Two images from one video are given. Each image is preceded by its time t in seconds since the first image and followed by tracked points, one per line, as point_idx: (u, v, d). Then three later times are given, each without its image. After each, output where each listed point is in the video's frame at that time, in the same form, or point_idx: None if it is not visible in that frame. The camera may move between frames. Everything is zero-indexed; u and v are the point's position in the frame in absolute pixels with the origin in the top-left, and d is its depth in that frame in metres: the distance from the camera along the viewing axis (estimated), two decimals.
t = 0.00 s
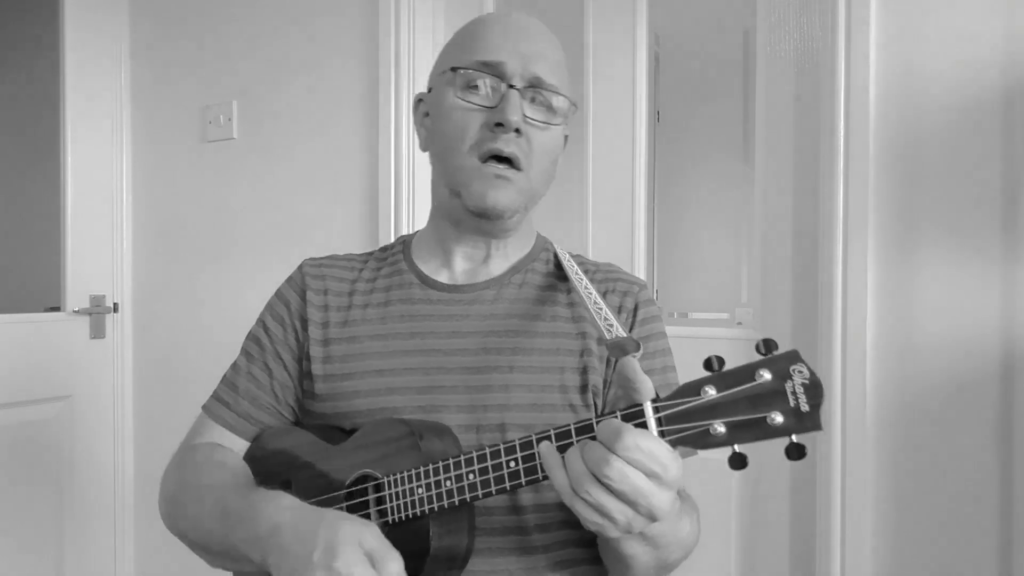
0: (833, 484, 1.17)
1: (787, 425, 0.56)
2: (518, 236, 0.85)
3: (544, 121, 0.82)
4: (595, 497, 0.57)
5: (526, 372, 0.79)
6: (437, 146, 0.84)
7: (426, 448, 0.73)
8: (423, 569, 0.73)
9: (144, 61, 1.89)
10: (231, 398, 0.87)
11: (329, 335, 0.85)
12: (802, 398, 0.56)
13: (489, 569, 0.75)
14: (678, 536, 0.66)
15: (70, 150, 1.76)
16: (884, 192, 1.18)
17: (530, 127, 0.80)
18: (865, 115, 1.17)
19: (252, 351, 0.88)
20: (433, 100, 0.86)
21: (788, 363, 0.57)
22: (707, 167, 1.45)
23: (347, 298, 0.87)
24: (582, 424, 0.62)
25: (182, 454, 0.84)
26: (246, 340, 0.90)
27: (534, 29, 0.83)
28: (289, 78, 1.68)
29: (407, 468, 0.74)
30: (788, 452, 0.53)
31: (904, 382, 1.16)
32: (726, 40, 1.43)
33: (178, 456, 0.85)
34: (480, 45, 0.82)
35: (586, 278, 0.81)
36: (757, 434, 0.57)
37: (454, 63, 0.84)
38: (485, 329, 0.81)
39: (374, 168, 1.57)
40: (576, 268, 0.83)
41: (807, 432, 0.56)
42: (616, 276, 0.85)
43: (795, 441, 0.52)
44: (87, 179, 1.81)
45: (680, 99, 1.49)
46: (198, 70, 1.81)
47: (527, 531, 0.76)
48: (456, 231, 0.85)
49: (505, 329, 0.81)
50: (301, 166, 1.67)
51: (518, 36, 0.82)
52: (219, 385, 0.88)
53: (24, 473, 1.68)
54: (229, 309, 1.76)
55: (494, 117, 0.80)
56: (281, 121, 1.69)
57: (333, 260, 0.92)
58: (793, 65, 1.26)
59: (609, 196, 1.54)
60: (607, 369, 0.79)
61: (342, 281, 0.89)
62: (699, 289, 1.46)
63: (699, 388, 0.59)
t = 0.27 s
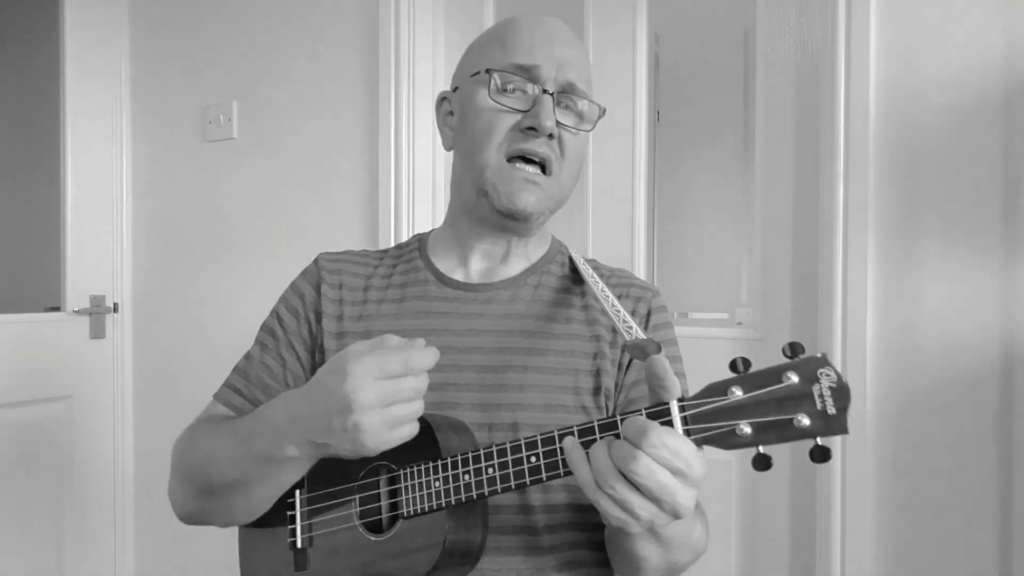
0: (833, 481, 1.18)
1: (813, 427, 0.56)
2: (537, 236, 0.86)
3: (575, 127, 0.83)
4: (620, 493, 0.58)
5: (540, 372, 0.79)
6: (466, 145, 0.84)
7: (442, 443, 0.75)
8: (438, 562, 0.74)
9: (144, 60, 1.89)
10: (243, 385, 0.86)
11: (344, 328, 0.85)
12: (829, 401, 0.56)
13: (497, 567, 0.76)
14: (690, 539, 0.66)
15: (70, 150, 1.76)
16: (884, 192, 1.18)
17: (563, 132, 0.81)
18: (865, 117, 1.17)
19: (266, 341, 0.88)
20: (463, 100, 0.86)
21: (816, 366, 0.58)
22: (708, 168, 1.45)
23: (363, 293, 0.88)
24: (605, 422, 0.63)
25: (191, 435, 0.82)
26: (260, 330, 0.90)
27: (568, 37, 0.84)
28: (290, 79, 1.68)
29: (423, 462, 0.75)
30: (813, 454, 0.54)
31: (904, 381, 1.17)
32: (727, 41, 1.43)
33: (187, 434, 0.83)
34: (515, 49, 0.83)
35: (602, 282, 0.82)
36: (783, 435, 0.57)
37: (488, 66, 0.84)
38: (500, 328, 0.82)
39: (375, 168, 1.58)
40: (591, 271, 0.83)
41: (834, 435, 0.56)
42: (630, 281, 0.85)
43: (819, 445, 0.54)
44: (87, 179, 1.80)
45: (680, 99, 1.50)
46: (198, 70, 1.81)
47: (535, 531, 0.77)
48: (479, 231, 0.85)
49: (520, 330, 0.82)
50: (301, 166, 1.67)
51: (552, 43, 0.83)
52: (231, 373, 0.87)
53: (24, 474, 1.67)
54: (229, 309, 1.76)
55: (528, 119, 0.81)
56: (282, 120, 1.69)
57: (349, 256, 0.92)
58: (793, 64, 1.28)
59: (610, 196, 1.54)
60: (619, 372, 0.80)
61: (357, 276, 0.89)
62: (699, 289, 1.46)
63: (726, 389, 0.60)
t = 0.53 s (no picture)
0: (833, 482, 1.18)
1: (817, 434, 0.57)
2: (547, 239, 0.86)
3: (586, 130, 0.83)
4: (626, 498, 0.58)
5: (546, 374, 0.79)
6: (477, 146, 0.85)
7: (446, 445, 0.74)
8: (440, 565, 0.73)
9: (144, 60, 1.89)
10: (250, 385, 0.86)
11: (351, 328, 0.85)
12: (833, 408, 0.57)
13: (500, 568, 0.76)
14: (692, 542, 0.67)
15: (70, 150, 1.76)
16: (885, 192, 1.19)
17: (573, 135, 0.82)
18: (864, 117, 1.18)
19: (273, 340, 0.88)
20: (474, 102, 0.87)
21: (820, 373, 0.58)
22: (708, 168, 1.46)
23: (371, 293, 0.88)
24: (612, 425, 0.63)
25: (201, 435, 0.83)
26: (268, 329, 0.90)
27: (579, 39, 0.84)
28: (290, 79, 1.68)
29: (428, 463, 0.74)
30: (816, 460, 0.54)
31: (903, 382, 1.17)
32: (727, 41, 1.43)
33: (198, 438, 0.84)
34: (527, 51, 0.84)
35: (608, 286, 0.82)
36: (787, 441, 0.58)
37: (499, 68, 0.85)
38: (507, 330, 0.82)
39: (375, 168, 1.58)
40: (598, 275, 0.83)
41: (837, 441, 0.57)
42: (636, 286, 0.85)
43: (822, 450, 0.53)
44: (87, 179, 1.80)
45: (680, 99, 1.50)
46: (198, 70, 1.81)
47: (539, 532, 0.77)
48: (488, 231, 0.86)
49: (527, 332, 0.82)
50: (302, 166, 1.67)
51: (562, 45, 0.83)
52: (238, 372, 0.87)
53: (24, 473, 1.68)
54: (229, 309, 1.76)
55: (538, 122, 0.81)
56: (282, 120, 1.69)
57: (358, 256, 0.93)
58: (793, 66, 1.26)
59: (610, 196, 1.55)
60: (625, 375, 0.80)
61: (366, 275, 0.90)
62: (699, 289, 1.46)
63: (731, 395, 0.60)
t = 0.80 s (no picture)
0: (833, 481, 1.18)
1: (819, 432, 0.57)
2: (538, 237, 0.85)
3: (562, 130, 0.82)
4: (627, 497, 0.58)
5: (542, 373, 0.79)
6: (452, 153, 0.84)
7: (447, 447, 0.74)
8: (441, 565, 0.74)
9: (144, 61, 1.89)
10: (245, 387, 0.86)
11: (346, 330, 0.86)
12: (835, 407, 0.57)
13: (499, 569, 0.76)
14: (692, 540, 0.67)
15: (70, 150, 1.76)
16: (885, 193, 1.19)
17: (547, 137, 0.80)
18: (865, 117, 1.18)
19: (268, 343, 0.88)
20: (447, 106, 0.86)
21: (821, 372, 0.58)
22: (708, 168, 1.46)
23: (364, 296, 0.88)
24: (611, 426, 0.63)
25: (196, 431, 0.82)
26: (262, 332, 0.89)
27: (549, 33, 0.82)
28: (290, 79, 1.68)
29: (429, 464, 0.75)
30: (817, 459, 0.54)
31: (904, 381, 1.17)
32: (726, 41, 1.43)
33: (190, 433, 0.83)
34: (497, 50, 0.82)
35: (603, 284, 0.82)
36: (789, 440, 0.58)
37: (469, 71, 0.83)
38: (501, 329, 0.82)
39: (375, 168, 1.58)
40: (592, 273, 0.83)
41: (839, 441, 0.57)
42: (630, 282, 0.85)
43: (825, 450, 0.54)
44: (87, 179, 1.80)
45: (680, 99, 1.50)
46: (198, 70, 1.81)
47: (536, 532, 0.77)
48: (474, 233, 0.84)
49: (521, 331, 0.81)
50: (302, 166, 1.67)
51: (533, 42, 0.81)
52: (233, 374, 0.88)
53: (25, 474, 1.68)
54: (229, 309, 1.76)
55: (511, 128, 0.80)
56: (282, 120, 1.69)
57: (351, 257, 0.92)
58: (794, 65, 1.27)
59: (610, 196, 1.55)
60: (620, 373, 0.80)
61: (358, 278, 0.89)
62: (699, 289, 1.46)
63: (732, 394, 0.60)
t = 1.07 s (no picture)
0: (833, 480, 1.18)
1: (804, 431, 0.57)
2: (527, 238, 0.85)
3: (540, 143, 0.81)
4: (614, 498, 0.58)
5: (533, 374, 0.79)
6: (433, 166, 0.84)
7: (439, 449, 0.73)
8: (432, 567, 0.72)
9: (144, 60, 1.89)
10: (237, 394, 0.86)
11: (338, 335, 0.85)
12: (819, 406, 0.57)
13: (493, 569, 0.76)
14: (684, 539, 0.67)
15: (70, 150, 1.76)
16: (885, 193, 1.18)
17: (524, 152, 0.80)
18: (865, 116, 1.17)
19: (260, 349, 0.89)
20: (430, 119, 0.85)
21: (806, 372, 0.58)
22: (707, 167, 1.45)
23: (356, 299, 0.88)
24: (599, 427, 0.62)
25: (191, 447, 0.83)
26: (254, 338, 0.90)
27: (526, 43, 0.80)
28: (289, 79, 1.68)
29: (419, 467, 0.73)
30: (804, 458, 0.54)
31: (903, 382, 1.17)
32: (726, 40, 1.43)
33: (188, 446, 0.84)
34: (474, 62, 0.81)
35: (594, 283, 0.82)
36: (775, 440, 0.57)
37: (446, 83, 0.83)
38: (493, 331, 0.82)
39: (375, 168, 1.58)
40: (583, 272, 0.83)
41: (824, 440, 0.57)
42: (622, 281, 0.84)
43: (811, 449, 0.53)
44: (87, 179, 1.81)
45: (680, 98, 1.49)
46: (198, 71, 1.81)
47: (530, 533, 0.76)
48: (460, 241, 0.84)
49: (513, 332, 0.81)
50: (301, 166, 1.67)
51: (509, 52, 0.79)
52: (225, 381, 0.88)
53: (24, 473, 1.68)
54: (229, 309, 1.76)
55: (486, 144, 0.79)
56: (282, 120, 1.69)
57: (341, 261, 0.92)
58: (794, 65, 1.27)
59: (609, 196, 1.54)
60: (613, 372, 0.79)
61: (350, 281, 0.89)
62: (699, 289, 1.46)
63: (718, 394, 0.59)
